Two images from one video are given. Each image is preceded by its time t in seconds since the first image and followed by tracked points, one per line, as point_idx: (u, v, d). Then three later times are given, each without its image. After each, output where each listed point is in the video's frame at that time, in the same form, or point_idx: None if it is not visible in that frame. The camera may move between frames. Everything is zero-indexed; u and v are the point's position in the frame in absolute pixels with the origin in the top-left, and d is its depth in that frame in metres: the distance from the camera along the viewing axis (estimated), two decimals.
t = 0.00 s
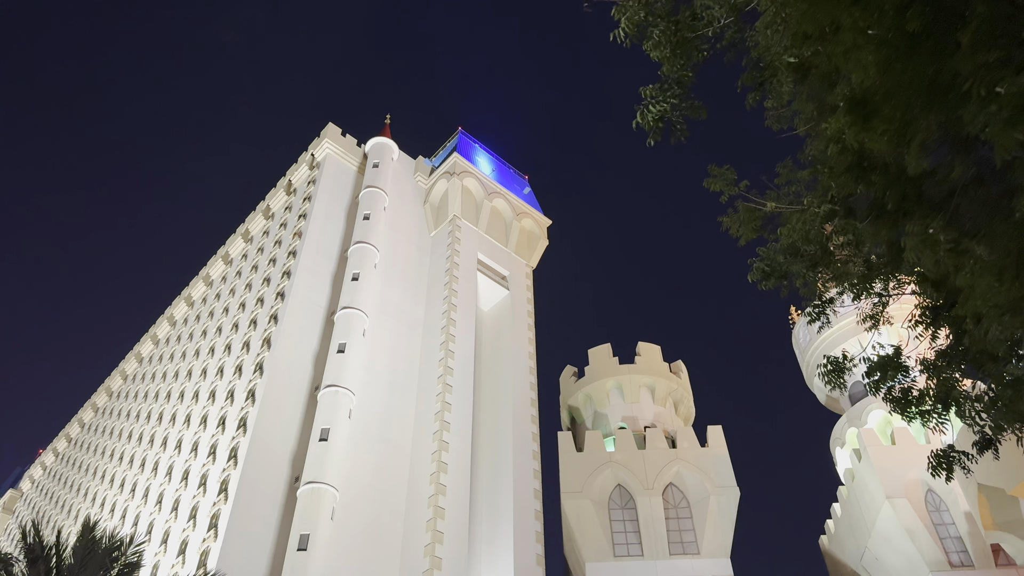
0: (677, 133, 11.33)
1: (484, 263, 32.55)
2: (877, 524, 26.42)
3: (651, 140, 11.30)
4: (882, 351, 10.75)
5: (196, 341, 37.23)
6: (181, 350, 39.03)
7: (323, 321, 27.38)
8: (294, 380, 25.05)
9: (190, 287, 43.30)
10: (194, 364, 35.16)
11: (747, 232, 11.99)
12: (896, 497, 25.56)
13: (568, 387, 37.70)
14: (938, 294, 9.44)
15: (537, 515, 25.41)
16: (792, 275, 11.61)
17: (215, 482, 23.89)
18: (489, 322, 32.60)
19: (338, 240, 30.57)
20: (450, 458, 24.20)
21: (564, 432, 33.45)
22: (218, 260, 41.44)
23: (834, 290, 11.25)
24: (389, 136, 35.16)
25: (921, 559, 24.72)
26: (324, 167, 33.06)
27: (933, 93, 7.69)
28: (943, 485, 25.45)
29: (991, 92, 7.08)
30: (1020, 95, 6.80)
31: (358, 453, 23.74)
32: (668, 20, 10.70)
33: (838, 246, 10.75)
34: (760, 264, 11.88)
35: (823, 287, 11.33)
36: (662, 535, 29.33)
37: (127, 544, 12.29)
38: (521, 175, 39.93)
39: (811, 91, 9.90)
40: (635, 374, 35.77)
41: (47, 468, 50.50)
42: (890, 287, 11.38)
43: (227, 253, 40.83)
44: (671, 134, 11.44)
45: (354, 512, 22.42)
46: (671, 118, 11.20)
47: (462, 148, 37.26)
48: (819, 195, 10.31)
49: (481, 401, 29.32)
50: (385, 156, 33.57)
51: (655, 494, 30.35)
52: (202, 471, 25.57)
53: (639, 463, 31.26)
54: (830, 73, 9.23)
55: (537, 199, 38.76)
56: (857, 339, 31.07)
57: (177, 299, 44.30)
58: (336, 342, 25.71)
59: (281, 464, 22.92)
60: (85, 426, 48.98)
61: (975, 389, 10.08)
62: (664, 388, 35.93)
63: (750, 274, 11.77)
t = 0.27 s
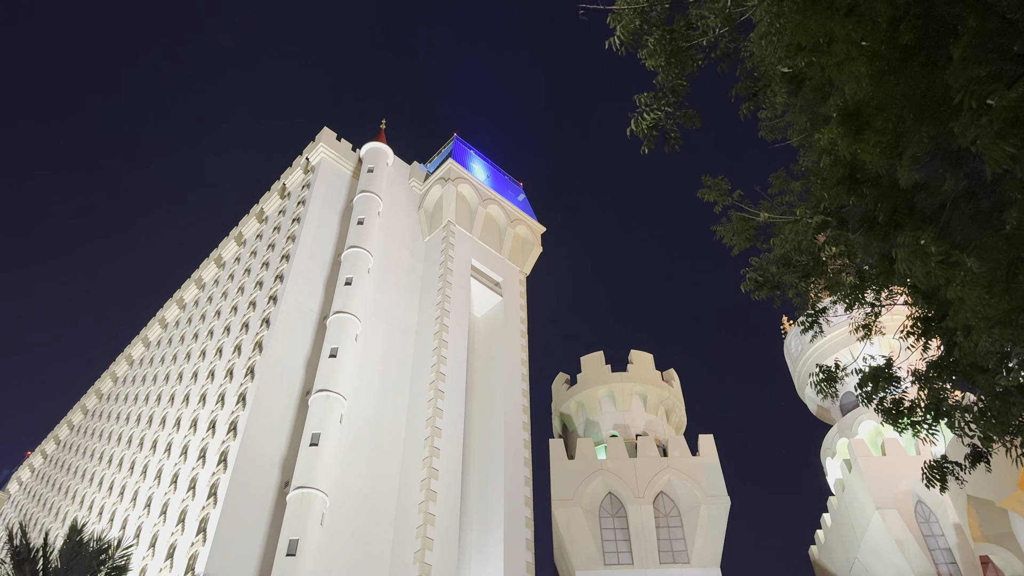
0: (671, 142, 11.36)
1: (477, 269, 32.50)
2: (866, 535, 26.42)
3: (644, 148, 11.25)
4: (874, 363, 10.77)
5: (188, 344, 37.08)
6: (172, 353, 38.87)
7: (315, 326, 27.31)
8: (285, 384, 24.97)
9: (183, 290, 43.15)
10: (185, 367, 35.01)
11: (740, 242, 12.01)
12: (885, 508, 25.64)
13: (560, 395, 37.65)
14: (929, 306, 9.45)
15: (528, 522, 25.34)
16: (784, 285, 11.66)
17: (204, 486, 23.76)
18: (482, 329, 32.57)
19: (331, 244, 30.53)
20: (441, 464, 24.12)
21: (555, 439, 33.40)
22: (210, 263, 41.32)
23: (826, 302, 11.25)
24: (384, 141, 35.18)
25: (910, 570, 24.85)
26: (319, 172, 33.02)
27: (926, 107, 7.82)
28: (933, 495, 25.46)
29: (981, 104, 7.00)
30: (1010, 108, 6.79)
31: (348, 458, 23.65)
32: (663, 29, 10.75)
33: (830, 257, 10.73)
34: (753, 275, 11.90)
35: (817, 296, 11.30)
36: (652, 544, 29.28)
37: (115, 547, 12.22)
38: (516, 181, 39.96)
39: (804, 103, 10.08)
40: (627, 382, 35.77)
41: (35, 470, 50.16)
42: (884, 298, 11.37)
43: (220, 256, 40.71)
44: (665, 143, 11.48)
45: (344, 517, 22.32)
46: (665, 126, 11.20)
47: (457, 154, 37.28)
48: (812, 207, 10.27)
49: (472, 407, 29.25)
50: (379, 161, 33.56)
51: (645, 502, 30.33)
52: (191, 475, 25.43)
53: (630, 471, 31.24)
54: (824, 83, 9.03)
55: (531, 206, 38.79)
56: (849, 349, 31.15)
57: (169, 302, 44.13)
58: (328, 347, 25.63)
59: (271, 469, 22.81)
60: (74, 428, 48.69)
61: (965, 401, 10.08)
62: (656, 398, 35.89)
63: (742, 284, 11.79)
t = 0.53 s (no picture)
0: (662, 147, 11.39)
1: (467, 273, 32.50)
2: (851, 543, 26.55)
3: (637, 153, 11.36)
4: (861, 370, 10.82)
5: (174, 344, 36.85)
6: (159, 352, 38.62)
7: (304, 326, 27.21)
8: (272, 385, 24.85)
9: (170, 289, 42.90)
10: (172, 366, 34.78)
11: (730, 247, 12.05)
12: (870, 517, 25.75)
13: (548, 399, 37.64)
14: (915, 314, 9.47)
15: (514, 527, 25.28)
16: (773, 292, 11.53)
17: (189, 486, 23.60)
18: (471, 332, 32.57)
19: (321, 245, 30.44)
20: (428, 467, 24.04)
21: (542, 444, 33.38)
22: (199, 262, 41.09)
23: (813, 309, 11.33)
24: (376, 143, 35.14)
25: None
26: (310, 172, 32.93)
27: (916, 116, 7.81)
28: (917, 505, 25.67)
29: (972, 112, 7.02)
30: (999, 118, 6.78)
31: (334, 461, 23.54)
32: (656, 35, 10.78)
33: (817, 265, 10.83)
34: (741, 280, 11.75)
35: (804, 303, 11.26)
36: (638, 549, 29.29)
37: (97, 546, 12.12)
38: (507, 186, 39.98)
39: (793, 113, 10.40)
40: (615, 387, 35.81)
41: (18, 469, 49.65)
42: (871, 307, 11.44)
43: (208, 256, 40.48)
44: (657, 149, 11.50)
45: (329, 520, 22.19)
46: (657, 132, 11.27)
47: (449, 157, 37.28)
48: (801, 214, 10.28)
49: (460, 411, 29.23)
50: (371, 163, 33.54)
51: (631, 508, 30.34)
52: (176, 475, 25.25)
53: (616, 477, 31.26)
54: (814, 92, 9.17)
55: (522, 210, 38.83)
56: (836, 358, 31.30)
57: (156, 301, 43.86)
58: (316, 348, 25.50)
59: (256, 471, 22.67)
60: (57, 427, 48.25)
61: (949, 410, 10.13)
62: (644, 404, 36.02)
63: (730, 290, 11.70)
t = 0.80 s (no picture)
0: (656, 149, 11.41)
1: (456, 273, 32.47)
2: (833, 549, 26.68)
3: (630, 154, 11.38)
4: (846, 374, 10.81)
5: (159, 339, 36.59)
6: (143, 348, 38.33)
7: (291, 324, 27.10)
8: (258, 383, 24.68)
9: (156, 284, 42.58)
10: (156, 362, 34.52)
11: (719, 249, 12.07)
12: (852, 523, 25.92)
13: (535, 401, 37.59)
14: (902, 320, 9.51)
15: (498, 528, 25.21)
16: (761, 295, 11.61)
17: (171, 483, 23.41)
18: (458, 332, 32.48)
19: (309, 243, 30.29)
20: (413, 467, 23.96)
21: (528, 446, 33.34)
22: (186, 258, 40.82)
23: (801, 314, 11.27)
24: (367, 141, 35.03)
25: None
26: (300, 170, 32.80)
27: (908, 122, 7.73)
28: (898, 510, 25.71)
29: (963, 122, 7.07)
30: (989, 125, 6.90)
31: (319, 460, 23.40)
32: (651, 36, 10.77)
33: (805, 269, 10.80)
34: (730, 283, 11.85)
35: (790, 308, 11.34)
36: (621, 552, 29.29)
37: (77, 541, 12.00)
38: (498, 186, 39.92)
39: (784, 117, 10.38)
40: (601, 390, 35.80)
41: None
42: (857, 312, 11.47)
43: (195, 251, 40.21)
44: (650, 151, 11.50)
45: (312, 519, 22.07)
46: (651, 133, 11.31)
47: (440, 157, 37.20)
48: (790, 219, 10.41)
49: (446, 411, 29.20)
50: (361, 161, 33.42)
51: (616, 511, 30.31)
52: (158, 472, 25.06)
53: (601, 480, 31.23)
54: (807, 96, 9.08)
55: (512, 211, 38.81)
56: (821, 364, 31.43)
57: (142, 295, 43.53)
58: (302, 346, 25.41)
59: (240, 469, 22.51)
60: (40, 421, 47.80)
61: (933, 417, 10.18)
62: (630, 407, 36.07)
63: (719, 292, 11.78)
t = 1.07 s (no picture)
0: (650, 147, 11.39)
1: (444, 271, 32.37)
2: (814, 553, 26.82)
3: (624, 151, 11.35)
4: (833, 378, 10.90)
5: (144, 331, 36.30)
6: (128, 339, 38.03)
7: (277, 318, 26.91)
8: (242, 378, 24.49)
9: (142, 275, 42.23)
10: (141, 354, 34.24)
11: (708, 252, 12.09)
12: (833, 527, 25.99)
13: (521, 400, 37.56)
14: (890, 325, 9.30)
15: (481, 527, 25.13)
16: (750, 297, 11.72)
17: (154, 476, 23.20)
18: (446, 329, 32.36)
19: (297, 238, 30.11)
20: (397, 464, 23.87)
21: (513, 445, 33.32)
22: (172, 250, 40.50)
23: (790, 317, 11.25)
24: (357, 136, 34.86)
25: None
26: (289, 163, 32.58)
27: (899, 126, 7.68)
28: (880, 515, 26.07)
29: (957, 125, 7.08)
30: (984, 130, 6.84)
31: (303, 455, 23.26)
32: (649, 34, 10.77)
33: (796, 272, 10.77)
34: (720, 285, 11.98)
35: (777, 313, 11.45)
36: (604, 552, 29.33)
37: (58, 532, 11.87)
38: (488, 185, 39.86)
39: (777, 118, 10.33)
40: (587, 390, 35.82)
41: None
42: (844, 316, 11.45)
43: (182, 244, 39.90)
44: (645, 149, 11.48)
45: (296, 515, 21.92)
46: (645, 131, 11.30)
47: (430, 154, 37.09)
48: (782, 221, 10.38)
49: (432, 408, 29.12)
50: (351, 157, 33.27)
51: (599, 511, 30.35)
52: (141, 465, 24.85)
53: (585, 480, 31.26)
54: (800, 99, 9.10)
55: (501, 210, 38.76)
56: (806, 368, 31.57)
57: (127, 287, 43.18)
58: (288, 341, 25.25)
59: (223, 463, 22.34)
60: (21, 411, 47.33)
61: (918, 422, 10.26)
62: (615, 407, 36.10)
63: (709, 294, 11.86)
